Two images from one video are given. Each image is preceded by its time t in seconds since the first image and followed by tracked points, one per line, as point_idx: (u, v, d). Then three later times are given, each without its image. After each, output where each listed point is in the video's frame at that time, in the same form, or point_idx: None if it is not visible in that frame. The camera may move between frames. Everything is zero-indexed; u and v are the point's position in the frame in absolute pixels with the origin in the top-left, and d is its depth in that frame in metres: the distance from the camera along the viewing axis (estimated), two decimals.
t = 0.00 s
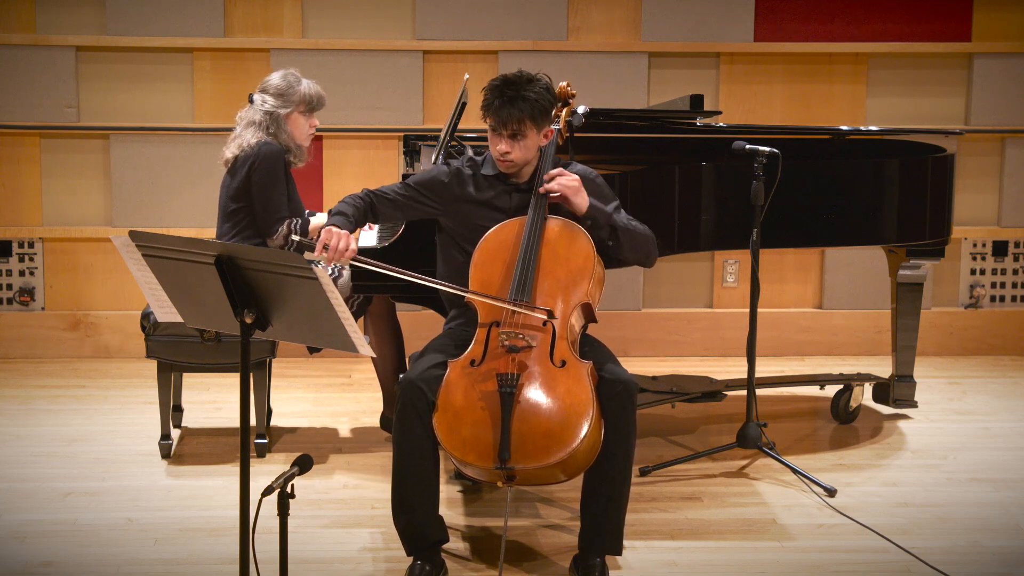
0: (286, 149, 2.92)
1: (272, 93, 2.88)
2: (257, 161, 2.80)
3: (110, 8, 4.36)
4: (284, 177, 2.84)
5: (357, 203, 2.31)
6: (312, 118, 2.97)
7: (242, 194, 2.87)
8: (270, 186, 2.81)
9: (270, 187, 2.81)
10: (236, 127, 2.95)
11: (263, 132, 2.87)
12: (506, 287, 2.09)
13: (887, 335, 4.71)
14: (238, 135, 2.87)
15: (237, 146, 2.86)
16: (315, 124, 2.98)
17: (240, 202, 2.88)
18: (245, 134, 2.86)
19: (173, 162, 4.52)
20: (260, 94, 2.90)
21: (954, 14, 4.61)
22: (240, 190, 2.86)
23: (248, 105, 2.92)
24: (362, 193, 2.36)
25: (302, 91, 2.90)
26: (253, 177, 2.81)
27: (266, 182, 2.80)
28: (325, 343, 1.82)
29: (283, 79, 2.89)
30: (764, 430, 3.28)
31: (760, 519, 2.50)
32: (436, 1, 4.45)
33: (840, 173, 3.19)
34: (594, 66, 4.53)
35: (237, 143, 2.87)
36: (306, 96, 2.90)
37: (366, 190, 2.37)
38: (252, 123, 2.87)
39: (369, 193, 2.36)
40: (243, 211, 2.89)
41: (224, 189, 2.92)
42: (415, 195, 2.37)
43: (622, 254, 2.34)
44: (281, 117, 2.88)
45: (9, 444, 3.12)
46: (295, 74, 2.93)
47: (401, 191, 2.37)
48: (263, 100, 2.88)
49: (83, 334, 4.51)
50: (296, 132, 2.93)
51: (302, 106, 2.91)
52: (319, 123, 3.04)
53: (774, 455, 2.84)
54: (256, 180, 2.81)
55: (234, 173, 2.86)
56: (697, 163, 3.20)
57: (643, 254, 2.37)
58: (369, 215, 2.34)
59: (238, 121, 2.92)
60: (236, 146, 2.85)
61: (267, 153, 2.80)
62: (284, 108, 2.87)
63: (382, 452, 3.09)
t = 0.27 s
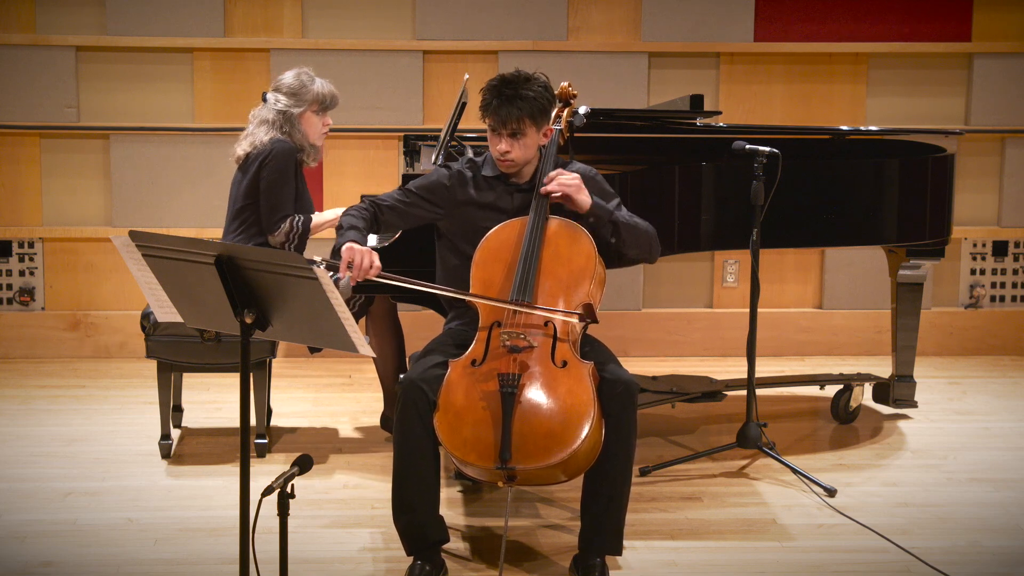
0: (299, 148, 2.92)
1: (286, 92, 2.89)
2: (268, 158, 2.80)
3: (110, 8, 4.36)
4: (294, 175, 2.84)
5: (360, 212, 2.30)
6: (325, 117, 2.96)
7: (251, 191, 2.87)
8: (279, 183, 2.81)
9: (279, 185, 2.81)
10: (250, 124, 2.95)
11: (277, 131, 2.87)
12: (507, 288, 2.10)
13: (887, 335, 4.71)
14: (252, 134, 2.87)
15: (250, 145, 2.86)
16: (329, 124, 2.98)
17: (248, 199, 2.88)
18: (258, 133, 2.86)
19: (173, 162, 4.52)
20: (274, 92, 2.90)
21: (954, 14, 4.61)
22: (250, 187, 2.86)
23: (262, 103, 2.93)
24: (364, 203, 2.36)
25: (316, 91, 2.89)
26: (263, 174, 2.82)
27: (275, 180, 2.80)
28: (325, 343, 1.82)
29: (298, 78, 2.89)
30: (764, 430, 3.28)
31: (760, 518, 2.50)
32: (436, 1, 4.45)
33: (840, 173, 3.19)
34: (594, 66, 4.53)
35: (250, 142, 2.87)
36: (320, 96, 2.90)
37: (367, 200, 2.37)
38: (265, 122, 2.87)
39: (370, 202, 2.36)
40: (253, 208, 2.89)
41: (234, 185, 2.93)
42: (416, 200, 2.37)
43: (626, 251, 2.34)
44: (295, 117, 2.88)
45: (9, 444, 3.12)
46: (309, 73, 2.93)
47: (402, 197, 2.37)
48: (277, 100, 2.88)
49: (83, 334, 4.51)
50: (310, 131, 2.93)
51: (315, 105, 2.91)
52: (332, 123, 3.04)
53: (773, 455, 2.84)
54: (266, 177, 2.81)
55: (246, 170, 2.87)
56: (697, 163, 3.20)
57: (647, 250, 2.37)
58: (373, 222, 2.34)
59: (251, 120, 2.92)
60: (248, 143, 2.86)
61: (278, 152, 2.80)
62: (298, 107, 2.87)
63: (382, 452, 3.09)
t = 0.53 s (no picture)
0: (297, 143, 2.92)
1: (281, 88, 2.89)
2: (268, 156, 2.80)
3: (110, 8, 4.36)
4: (295, 169, 2.84)
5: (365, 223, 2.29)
6: (322, 111, 2.97)
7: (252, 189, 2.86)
8: (280, 179, 2.80)
9: (280, 181, 2.80)
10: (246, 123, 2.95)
11: (273, 127, 2.87)
12: (508, 287, 2.09)
13: (886, 335, 4.71)
14: (248, 132, 2.87)
15: (247, 143, 2.86)
16: (325, 117, 2.98)
17: (250, 196, 2.88)
18: (254, 130, 2.86)
19: (173, 162, 4.52)
20: (268, 89, 2.90)
21: (953, 14, 4.61)
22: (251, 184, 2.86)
23: (257, 101, 2.93)
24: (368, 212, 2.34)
25: (310, 85, 2.90)
26: (264, 171, 2.81)
27: (277, 176, 2.80)
28: (325, 343, 1.82)
29: (291, 73, 2.90)
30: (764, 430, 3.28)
31: (760, 518, 2.50)
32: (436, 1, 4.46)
33: (840, 173, 3.19)
34: (594, 66, 4.53)
35: (247, 139, 2.87)
36: (314, 90, 2.91)
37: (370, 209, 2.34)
38: (262, 119, 2.87)
39: (374, 211, 2.34)
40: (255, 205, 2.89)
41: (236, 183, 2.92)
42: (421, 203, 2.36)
43: (627, 253, 2.35)
44: (291, 112, 2.88)
45: (9, 444, 3.11)
46: (302, 68, 2.94)
47: (405, 201, 2.36)
48: (271, 96, 2.88)
49: (83, 334, 4.51)
50: (306, 126, 2.93)
51: (310, 100, 2.92)
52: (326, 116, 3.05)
53: (773, 455, 2.84)
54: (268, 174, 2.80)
55: (245, 169, 2.86)
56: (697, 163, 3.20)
57: (648, 250, 2.37)
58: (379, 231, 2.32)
59: (246, 118, 2.92)
60: (246, 142, 2.86)
61: (277, 147, 2.80)
62: (293, 102, 2.87)
63: (382, 452, 3.09)
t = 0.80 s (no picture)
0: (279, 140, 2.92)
1: (257, 86, 2.89)
2: (255, 155, 2.80)
3: (110, 8, 4.36)
4: (284, 166, 2.85)
5: (378, 234, 2.28)
6: (300, 106, 2.97)
7: (243, 192, 2.86)
8: (274, 178, 2.82)
9: (275, 180, 2.82)
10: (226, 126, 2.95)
11: (253, 125, 2.87)
12: (508, 287, 2.09)
13: (887, 335, 4.71)
14: (230, 134, 2.86)
15: (230, 144, 2.85)
16: (304, 111, 2.98)
17: (242, 200, 2.87)
18: (235, 130, 2.85)
19: (173, 162, 4.52)
20: (244, 89, 2.90)
21: (953, 14, 4.61)
22: (242, 187, 2.85)
23: (234, 102, 2.92)
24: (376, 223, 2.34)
25: (286, 80, 2.90)
26: (254, 171, 2.81)
27: (270, 175, 2.82)
28: (325, 343, 1.82)
29: (266, 71, 2.90)
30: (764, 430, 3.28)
31: (760, 519, 2.50)
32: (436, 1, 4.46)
33: (840, 173, 3.19)
34: (594, 66, 4.53)
35: (230, 141, 2.87)
36: (291, 85, 2.90)
37: (378, 220, 2.34)
38: (242, 120, 2.87)
39: (382, 220, 2.34)
40: (248, 207, 2.89)
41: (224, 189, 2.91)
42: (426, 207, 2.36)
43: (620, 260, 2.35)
44: (269, 109, 2.88)
45: (9, 445, 3.12)
46: (276, 65, 2.94)
47: (411, 208, 2.36)
48: (249, 96, 2.88)
49: (84, 334, 4.51)
50: (286, 122, 2.93)
51: (287, 96, 2.92)
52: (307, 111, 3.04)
53: (773, 455, 2.84)
54: (259, 174, 2.81)
55: (231, 172, 2.86)
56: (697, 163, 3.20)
57: (640, 257, 2.37)
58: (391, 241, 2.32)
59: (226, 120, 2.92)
60: (230, 145, 2.85)
61: (262, 146, 2.80)
62: (271, 99, 2.87)
63: (383, 452, 3.09)
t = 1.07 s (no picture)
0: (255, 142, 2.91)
1: (230, 89, 2.86)
2: (240, 160, 2.81)
3: (110, 8, 4.36)
4: (269, 171, 2.87)
5: (401, 234, 2.22)
6: (274, 105, 2.94)
7: (231, 199, 2.86)
8: (263, 181, 2.83)
9: (264, 183, 2.83)
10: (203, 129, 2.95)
11: (228, 130, 2.87)
12: (510, 286, 2.09)
13: (886, 335, 4.71)
14: (207, 139, 2.87)
15: (209, 151, 2.87)
16: (278, 111, 2.95)
17: (230, 208, 2.87)
18: (212, 136, 2.86)
19: (173, 162, 4.51)
20: (217, 93, 2.88)
21: (953, 14, 4.61)
22: (229, 195, 2.85)
23: (208, 106, 2.91)
24: (392, 223, 2.26)
25: (258, 81, 2.87)
26: (240, 175, 2.82)
27: (258, 179, 2.82)
28: (325, 343, 1.82)
29: (238, 72, 2.87)
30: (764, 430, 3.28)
31: (760, 518, 2.50)
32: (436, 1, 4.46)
33: (840, 173, 3.19)
34: (594, 66, 4.53)
35: (208, 147, 2.88)
36: (262, 86, 2.87)
37: (392, 219, 2.27)
38: (217, 124, 2.87)
39: (397, 219, 2.27)
40: (236, 215, 2.88)
41: (209, 200, 2.90)
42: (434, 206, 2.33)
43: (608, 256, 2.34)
44: (243, 113, 2.86)
45: (9, 444, 3.12)
46: (249, 65, 2.91)
47: (423, 206, 2.31)
48: (222, 99, 2.86)
49: (83, 334, 4.51)
50: (261, 124, 2.91)
51: (260, 97, 2.89)
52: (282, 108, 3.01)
53: (774, 455, 2.84)
54: (246, 178, 2.82)
55: (214, 177, 2.85)
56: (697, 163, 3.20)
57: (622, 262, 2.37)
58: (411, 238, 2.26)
59: (202, 124, 2.91)
60: (208, 151, 2.87)
61: (244, 151, 2.81)
62: (244, 102, 2.85)
63: (383, 452, 3.09)
